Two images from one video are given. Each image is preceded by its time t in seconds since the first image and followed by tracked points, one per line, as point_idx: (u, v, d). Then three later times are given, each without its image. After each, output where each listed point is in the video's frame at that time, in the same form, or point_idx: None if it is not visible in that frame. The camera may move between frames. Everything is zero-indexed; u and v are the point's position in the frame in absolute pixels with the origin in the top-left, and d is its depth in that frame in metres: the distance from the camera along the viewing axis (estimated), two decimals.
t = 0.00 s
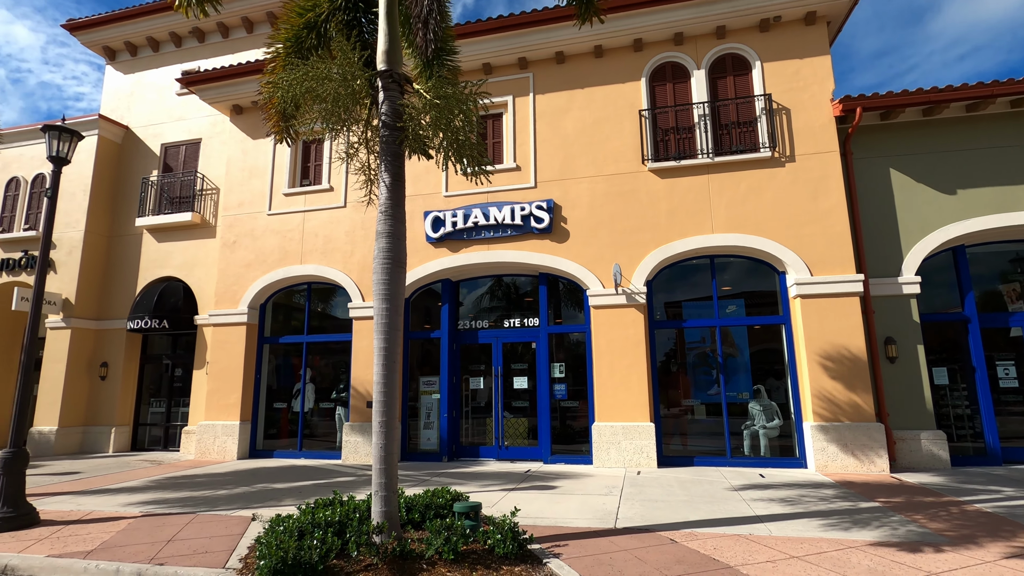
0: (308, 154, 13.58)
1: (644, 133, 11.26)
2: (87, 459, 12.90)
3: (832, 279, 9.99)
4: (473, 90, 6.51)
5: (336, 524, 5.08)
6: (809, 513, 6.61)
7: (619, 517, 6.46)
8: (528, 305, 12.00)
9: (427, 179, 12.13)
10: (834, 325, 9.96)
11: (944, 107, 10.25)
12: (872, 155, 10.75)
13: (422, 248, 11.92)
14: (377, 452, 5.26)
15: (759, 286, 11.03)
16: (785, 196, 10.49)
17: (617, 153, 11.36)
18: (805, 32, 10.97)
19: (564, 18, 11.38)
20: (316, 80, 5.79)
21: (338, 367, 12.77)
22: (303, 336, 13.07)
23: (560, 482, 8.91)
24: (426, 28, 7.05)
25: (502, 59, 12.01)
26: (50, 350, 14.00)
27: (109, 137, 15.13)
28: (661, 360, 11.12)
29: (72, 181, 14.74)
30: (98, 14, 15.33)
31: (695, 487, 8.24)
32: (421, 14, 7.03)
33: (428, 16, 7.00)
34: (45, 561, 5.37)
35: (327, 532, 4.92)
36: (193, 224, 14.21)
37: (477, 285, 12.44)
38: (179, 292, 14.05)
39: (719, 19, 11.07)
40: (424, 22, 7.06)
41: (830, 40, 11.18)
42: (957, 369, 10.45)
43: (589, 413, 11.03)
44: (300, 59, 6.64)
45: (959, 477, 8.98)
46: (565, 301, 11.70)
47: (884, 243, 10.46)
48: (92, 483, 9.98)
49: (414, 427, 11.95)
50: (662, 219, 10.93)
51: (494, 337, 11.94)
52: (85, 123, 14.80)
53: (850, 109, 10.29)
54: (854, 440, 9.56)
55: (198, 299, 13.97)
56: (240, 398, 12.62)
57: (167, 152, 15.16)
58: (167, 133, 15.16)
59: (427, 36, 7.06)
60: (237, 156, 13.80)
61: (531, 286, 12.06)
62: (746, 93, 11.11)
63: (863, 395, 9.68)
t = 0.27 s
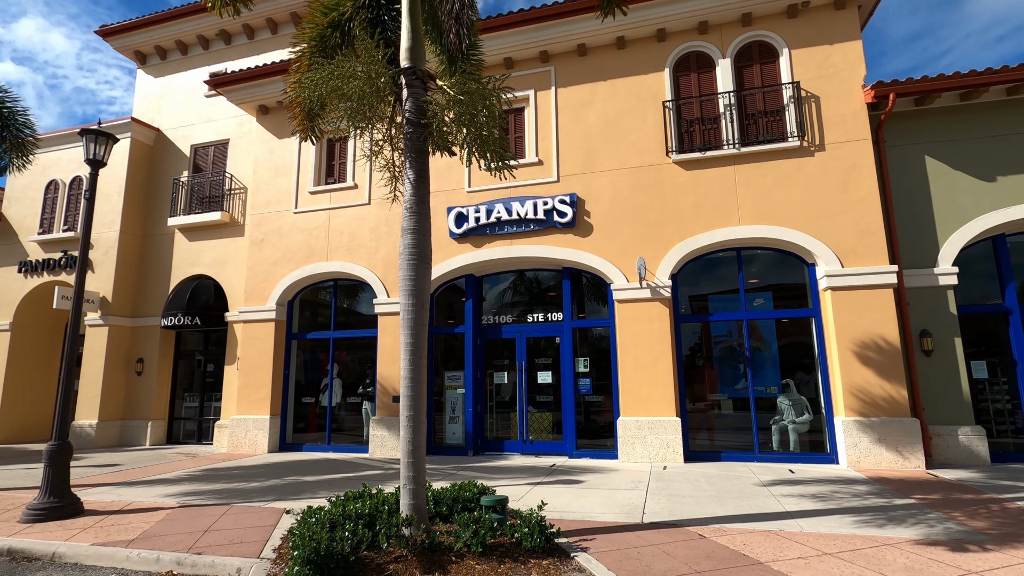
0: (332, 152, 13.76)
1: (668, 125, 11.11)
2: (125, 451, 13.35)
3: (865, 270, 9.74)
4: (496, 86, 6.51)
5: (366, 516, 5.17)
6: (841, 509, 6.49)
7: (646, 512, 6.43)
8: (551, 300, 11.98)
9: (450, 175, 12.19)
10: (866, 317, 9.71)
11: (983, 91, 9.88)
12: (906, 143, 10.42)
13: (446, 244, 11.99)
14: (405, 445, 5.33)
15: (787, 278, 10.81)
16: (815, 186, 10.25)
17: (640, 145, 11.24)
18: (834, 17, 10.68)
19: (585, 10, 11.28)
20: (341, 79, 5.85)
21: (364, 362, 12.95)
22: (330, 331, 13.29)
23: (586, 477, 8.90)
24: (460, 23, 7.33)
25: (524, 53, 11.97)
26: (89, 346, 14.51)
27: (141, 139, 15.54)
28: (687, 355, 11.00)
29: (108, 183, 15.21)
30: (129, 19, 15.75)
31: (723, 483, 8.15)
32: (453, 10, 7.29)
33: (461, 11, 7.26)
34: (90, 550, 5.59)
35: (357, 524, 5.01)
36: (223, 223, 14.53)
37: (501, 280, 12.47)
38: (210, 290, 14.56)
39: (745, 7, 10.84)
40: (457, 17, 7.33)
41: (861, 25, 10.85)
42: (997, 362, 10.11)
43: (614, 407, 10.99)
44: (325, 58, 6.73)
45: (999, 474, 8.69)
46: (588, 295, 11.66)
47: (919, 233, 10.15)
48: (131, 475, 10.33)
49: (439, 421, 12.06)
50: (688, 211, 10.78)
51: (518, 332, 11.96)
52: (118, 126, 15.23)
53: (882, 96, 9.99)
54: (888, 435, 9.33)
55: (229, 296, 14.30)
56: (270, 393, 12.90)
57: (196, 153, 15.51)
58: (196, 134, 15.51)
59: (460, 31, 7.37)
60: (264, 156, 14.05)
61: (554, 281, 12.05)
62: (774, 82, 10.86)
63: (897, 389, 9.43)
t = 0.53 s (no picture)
0: (355, 151, 13.89)
1: (691, 119, 10.97)
2: (157, 445, 13.72)
3: (895, 264, 9.50)
4: (518, 81, 6.49)
5: (394, 510, 5.24)
6: (872, 509, 6.36)
7: (672, 509, 6.39)
8: (572, 296, 11.95)
9: (471, 172, 12.22)
10: (897, 313, 9.49)
11: (1020, 79, 9.56)
12: (939, 133, 10.14)
13: (467, 241, 12.04)
14: (431, 441, 5.38)
15: (814, 273, 10.61)
16: (843, 179, 10.02)
17: (663, 140, 11.12)
18: (863, 5, 10.41)
19: (607, 4, 11.19)
20: (365, 78, 5.90)
21: (387, 358, 13.08)
22: (353, 328, 13.45)
23: (609, 473, 8.88)
24: (491, 19, 7.23)
25: (545, 49, 11.93)
26: (122, 343, 14.92)
27: (169, 141, 15.89)
28: (711, 351, 10.87)
29: (138, 184, 15.59)
30: (157, 23, 16.13)
31: (749, 480, 8.05)
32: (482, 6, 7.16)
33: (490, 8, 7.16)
34: (128, 540, 5.77)
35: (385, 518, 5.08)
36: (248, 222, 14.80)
37: (522, 276, 12.47)
38: (237, 287, 14.88)
39: None
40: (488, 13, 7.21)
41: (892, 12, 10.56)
42: None
43: (637, 404, 10.93)
44: (349, 57, 6.79)
45: None
46: (610, 292, 11.61)
47: (952, 226, 9.87)
48: (164, 468, 10.61)
49: (462, 418, 12.14)
50: (712, 206, 10.65)
51: (539, 328, 11.96)
52: (147, 128, 15.60)
53: (914, 85, 9.73)
54: (920, 433, 9.10)
55: (255, 294, 14.56)
56: (295, 389, 13.12)
57: (222, 154, 15.81)
58: (222, 135, 15.80)
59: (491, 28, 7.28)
60: (288, 156, 14.25)
61: (576, 277, 12.02)
62: (800, 73, 10.65)
63: (930, 386, 9.19)
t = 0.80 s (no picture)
0: (377, 148, 14.00)
1: (717, 109, 10.78)
2: (191, 439, 14.08)
3: (931, 255, 9.24)
4: (544, 75, 6.44)
5: (426, 504, 5.29)
6: (911, 505, 6.21)
7: (703, 505, 6.33)
8: (597, 291, 11.88)
9: (493, 167, 12.22)
10: (933, 305, 9.22)
11: None
12: (976, 118, 9.80)
13: (490, 236, 12.05)
14: (461, 436, 5.41)
15: (846, 265, 10.37)
16: (876, 167, 9.76)
17: (688, 131, 10.96)
18: None
19: None
20: (392, 75, 5.93)
21: (411, 354, 13.20)
22: (378, 324, 13.58)
23: (636, 468, 8.83)
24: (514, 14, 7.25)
25: (567, 42, 11.84)
26: (155, 340, 15.32)
27: (197, 142, 16.20)
28: (739, 345, 10.71)
29: (167, 185, 15.95)
30: (184, 26, 16.45)
31: (780, 476, 7.93)
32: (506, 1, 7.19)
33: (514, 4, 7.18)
34: (168, 531, 5.93)
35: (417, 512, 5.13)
36: (275, 221, 15.03)
37: (545, 271, 12.44)
38: (264, 285, 14.97)
39: None
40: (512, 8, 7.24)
41: None
42: None
43: (663, 399, 10.84)
44: (375, 55, 6.83)
45: None
46: (634, 286, 11.53)
47: (991, 214, 9.55)
48: (198, 462, 10.89)
49: (487, 412, 12.18)
50: (738, 197, 10.47)
51: (563, 323, 11.92)
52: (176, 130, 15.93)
53: (951, 69, 9.42)
54: (958, 428, 8.85)
55: (282, 291, 14.80)
56: (323, 384, 13.31)
57: (248, 153, 16.07)
58: (248, 135, 16.06)
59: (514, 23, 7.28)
60: (312, 154, 14.42)
61: (599, 272, 11.96)
62: (830, 59, 10.38)
63: (969, 380, 8.92)
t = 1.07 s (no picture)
0: (402, 147, 14.09)
1: (745, 97, 10.56)
2: (227, 437, 14.44)
3: (975, 241, 8.90)
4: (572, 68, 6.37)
5: (462, 500, 5.32)
6: (958, 500, 6.02)
7: (740, 500, 6.23)
8: (624, 285, 11.78)
9: (517, 163, 12.20)
10: (977, 293, 8.89)
11: None
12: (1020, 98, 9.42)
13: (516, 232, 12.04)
14: (496, 432, 5.43)
15: (883, 253, 10.07)
16: (914, 152, 9.44)
17: (715, 120, 10.76)
18: None
19: None
20: (420, 74, 5.96)
21: (439, 351, 13.29)
22: (406, 322, 13.70)
23: (669, 463, 8.74)
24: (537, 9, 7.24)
25: (590, 34, 11.73)
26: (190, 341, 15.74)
27: (226, 146, 16.54)
28: (772, 337, 10.50)
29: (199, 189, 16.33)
30: (211, 33, 16.79)
31: (819, 470, 7.76)
32: None
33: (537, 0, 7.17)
34: (212, 527, 6.09)
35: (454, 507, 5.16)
36: (303, 222, 15.27)
37: (572, 266, 12.37)
38: (294, 285, 15.32)
39: None
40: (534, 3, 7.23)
41: None
42: None
43: (694, 393, 10.71)
44: (402, 55, 6.87)
45: None
46: (661, 279, 11.41)
47: None
48: (235, 459, 11.15)
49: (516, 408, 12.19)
50: (769, 187, 10.25)
51: (591, 318, 11.85)
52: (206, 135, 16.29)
53: (994, 46, 9.07)
54: (1006, 420, 8.53)
55: (311, 291, 15.04)
56: (353, 382, 13.50)
57: (276, 156, 16.35)
58: (275, 138, 16.33)
59: (537, 18, 7.28)
60: (338, 155, 14.60)
61: (625, 266, 11.86)
62: (863, 41, 10.06)
63: (1017, 370, 8.58)
